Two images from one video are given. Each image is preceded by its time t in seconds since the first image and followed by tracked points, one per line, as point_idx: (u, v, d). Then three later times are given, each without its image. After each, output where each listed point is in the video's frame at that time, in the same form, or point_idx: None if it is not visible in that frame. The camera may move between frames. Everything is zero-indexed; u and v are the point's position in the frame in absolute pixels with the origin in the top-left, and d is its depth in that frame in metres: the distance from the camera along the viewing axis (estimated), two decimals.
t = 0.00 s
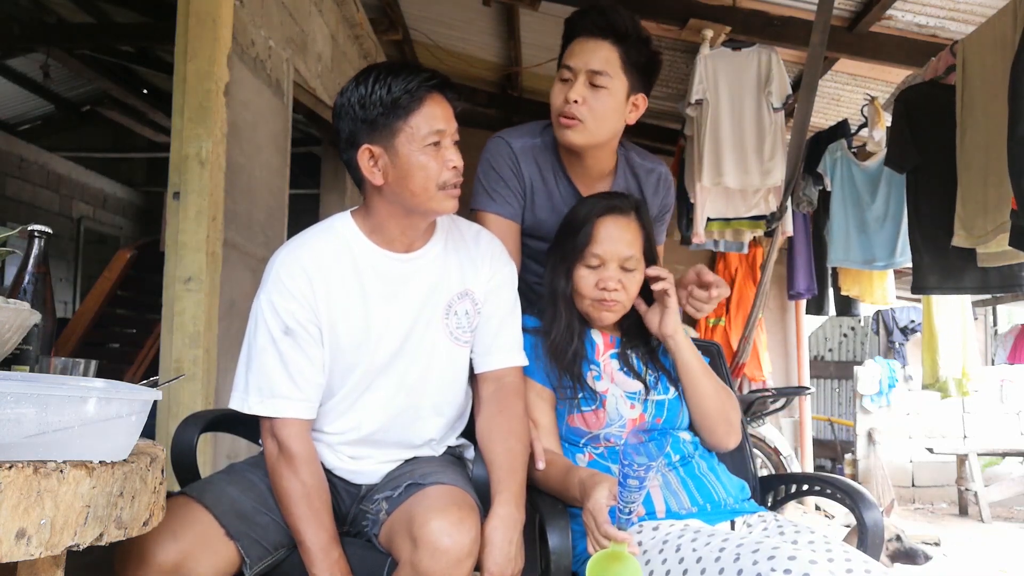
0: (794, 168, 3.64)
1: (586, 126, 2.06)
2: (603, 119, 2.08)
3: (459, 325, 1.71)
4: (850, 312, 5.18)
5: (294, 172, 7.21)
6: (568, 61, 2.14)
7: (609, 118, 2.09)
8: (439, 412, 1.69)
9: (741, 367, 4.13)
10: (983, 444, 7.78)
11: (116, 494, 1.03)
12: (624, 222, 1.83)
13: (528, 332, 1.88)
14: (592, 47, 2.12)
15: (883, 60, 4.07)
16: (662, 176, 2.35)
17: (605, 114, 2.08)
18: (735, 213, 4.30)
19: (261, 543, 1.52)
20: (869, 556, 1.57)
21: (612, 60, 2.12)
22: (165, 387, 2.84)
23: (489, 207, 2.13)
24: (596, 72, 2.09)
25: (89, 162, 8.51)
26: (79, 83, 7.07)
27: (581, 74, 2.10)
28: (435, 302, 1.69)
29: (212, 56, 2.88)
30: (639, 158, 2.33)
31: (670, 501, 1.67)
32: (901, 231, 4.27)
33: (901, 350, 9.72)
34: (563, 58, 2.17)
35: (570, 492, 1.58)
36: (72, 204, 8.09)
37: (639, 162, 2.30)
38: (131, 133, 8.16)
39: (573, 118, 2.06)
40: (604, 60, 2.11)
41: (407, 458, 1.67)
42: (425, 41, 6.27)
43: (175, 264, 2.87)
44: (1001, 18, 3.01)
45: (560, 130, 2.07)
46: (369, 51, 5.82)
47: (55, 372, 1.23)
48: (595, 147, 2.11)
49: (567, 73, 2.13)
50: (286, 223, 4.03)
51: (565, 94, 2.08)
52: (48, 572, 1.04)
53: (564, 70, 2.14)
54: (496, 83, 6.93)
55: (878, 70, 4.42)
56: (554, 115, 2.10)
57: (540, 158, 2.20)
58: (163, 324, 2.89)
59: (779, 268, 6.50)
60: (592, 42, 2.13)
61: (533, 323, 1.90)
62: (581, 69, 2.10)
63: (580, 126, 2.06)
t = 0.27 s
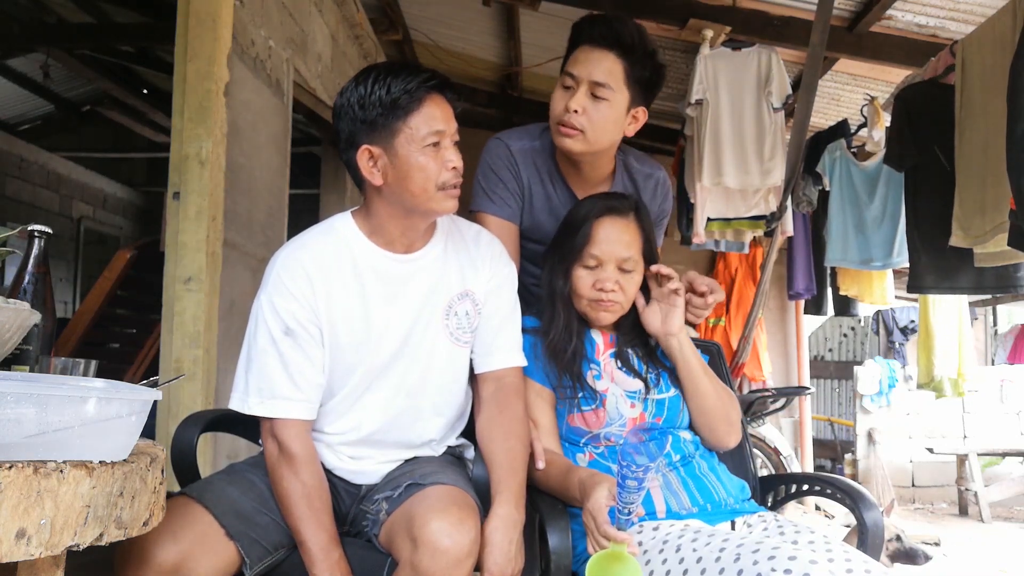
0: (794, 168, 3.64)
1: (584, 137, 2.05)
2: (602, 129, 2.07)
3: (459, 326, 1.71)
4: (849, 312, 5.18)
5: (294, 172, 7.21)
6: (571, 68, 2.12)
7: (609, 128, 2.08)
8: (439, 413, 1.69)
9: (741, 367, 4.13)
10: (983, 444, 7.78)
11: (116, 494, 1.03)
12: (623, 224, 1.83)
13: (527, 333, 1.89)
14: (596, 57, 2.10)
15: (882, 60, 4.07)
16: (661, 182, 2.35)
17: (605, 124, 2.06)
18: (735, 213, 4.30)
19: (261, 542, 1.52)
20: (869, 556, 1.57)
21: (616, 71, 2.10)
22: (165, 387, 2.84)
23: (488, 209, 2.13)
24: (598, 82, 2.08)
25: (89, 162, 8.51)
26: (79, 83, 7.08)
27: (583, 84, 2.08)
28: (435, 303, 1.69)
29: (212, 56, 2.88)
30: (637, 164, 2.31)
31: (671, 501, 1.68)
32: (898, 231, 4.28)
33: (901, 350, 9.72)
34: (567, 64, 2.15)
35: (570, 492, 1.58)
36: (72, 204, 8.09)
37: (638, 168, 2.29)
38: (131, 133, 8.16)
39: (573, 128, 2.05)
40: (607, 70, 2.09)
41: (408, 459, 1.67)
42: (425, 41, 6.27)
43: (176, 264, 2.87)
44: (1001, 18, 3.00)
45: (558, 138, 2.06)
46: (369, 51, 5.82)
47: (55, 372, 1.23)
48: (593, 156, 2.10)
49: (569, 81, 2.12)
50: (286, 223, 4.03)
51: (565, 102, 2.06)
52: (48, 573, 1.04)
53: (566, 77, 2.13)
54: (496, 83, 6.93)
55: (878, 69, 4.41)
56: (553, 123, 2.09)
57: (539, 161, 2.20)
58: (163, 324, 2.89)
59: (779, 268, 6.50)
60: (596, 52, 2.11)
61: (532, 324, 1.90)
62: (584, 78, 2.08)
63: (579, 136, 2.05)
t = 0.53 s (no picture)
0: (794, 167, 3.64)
1: (582, 143, 2.05)
2: (600, 136, 2.07)
3: (459, 325, 1.71)
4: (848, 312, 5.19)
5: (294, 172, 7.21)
6: (570, 75, 2.12)
7: (606, 136, 2.08)
8: (438, 412, 1.69)
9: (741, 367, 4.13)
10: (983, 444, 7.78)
11: (116, 494, 1.03)
12: (621, 224, 1.83)
13: (527, 333, 1.89)
14: (597, 65, 2.10)
15: (882, 60, 4.07)
16: (660, 191, 2.36)
17: (603, 131, 2.06)
18: (734, 213, 4.30)
19: (261, 542, 1.52)
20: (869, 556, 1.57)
21: (615, 79, 2.10)
22: (165, 387, 2.84)
23: (489, 209, 2.13)
24: (597, 90, 2.08)
25: (89, 162, 8.52)
26: (79, 83, 7.08)
27: (582, 91, 2.08)
28: (436, 303, 1.69)
29: (212, 56, 2.88)
30: (634, 171, 2.32)
31: (671, 501, 1.67)
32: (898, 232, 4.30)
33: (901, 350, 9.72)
34: (566, 71, 2.15)
35: (571, 492, 1.58)
36: (72, 204, 8.09)
37: (636, 176, 2.29)
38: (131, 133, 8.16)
39: (570, 134, 2.05)
40: (607, 79, 2.09)
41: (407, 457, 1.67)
42: (425, 41, 6.27)
43: (176, 264, 2.87)
44: (1000, 18, 3.00)
45: (556, 143, 2.06)
46: (370, 51, 5.81)
47: (55, 372, 1.23)
48: (589, 163, 2.10)
49: (568, 87, 2.11)
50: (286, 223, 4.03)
51: (563, 108, 2.06)
52: (48, 572, 1.04)
53: (565, 84, 2.13)
54: (495, 83, 6.93)
55: (878, 69, 4.41)
56: (551, 128, 2.08)
57: (539, 166, 2.20)
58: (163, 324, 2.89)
59: (779, 268, 6.50)
60: (597, 60, 2.11)
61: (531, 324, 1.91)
62: (583, 86, 2.08)
63: (576, 142, 2.04)
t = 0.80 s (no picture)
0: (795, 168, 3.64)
1: (621, 163, 2.02)
2: (642, 155, 2.02)
3: (409, 306, 1.75)
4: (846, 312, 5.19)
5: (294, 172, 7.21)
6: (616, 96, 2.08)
7: (648, 156, 2.02)
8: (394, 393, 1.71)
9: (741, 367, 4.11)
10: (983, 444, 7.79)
11: (116, 494, 1.03)
12: (631, 225, 1.81)
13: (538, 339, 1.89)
14: (644, 84, 2.07)
15: (883, 60, 4.06)
16: (717, 213, 2.18)
17: (647, 148, 2.01)
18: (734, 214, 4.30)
19: (237, 529, 1.53)
20: None
21: (657, 104, 2.05)
22: (165, 387, 2.84)
23: (522, 203, 2.07)
24: (638, 112, 2.03)
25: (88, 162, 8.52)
26: (79, 83, 7.07)
27: (623, 110, 2.05)
28: (383, 286, 1.75)
29: (212, 55, 2.88)
30: (695, 189, 2.18)
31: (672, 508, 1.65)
32: (898, 233, 4.32)
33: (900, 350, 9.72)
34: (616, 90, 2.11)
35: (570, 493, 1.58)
36: (72, 204, 8.09)
37: (691, 200, 2.15)
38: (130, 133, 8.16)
39: (610, 154, 2.03)
40: (650, 103, 2.04)
41: (367, 442, 1.67)
42: (425, 41, 6.28)
43: (176, 263, 2.87)
44: (995, 17, 2.98)
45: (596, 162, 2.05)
46: (370, 51, 5.81)
47: (55, 372, 1.23)
48: (636, 181, 2.05)
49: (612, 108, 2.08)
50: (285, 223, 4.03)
51: (603, 127, 2.03)
52: (48, 572, 1.04)
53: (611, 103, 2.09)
54: (495, 83, 6.93)
55: (878, 69, 4.41)
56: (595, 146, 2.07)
57: (591, 181, 2.13)
58: (163, 324, 2.89)
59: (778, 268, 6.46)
60: (645, 79, 2.07)
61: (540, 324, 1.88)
62: (625, 107, 2.05)
63: (615, 162, 2.02)
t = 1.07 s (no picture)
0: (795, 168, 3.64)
1: (616, 165, 2.03)
2: (636, 158, 2.03)
3: (412, 309, 1.75)
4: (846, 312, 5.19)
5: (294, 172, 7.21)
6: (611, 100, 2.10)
7: (643, 159, 2.03)
8: (397, 396, 1.71)
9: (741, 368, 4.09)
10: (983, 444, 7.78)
11: (115, 494, 1.03)
12: (631, 225, 1.80)
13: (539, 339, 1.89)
14: (636, 86, 2.08)
15: (883, 60, 4.07)
16: (716, 214, 2.18)
17: (642, 150, 2.02)
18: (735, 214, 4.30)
19: (239, 524, 1.53)
20: None
21: (652, 107, 2.05)
22: (165, 386, 2.84)
23: (522, 207, 2.07)
24: (631, 115, 2.04)
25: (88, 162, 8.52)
26: (80, 83, 7.07)
27: (617, 113, 2.06)
28: (387, 288, 1.76)
29: (212, 55, 2.88)
30: (693, 190, 2.18)
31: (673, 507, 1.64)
32: (901, 232, 4.31)
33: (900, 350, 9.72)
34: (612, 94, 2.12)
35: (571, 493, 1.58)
36: (72, 204, 8.09)
37: (690, 201, 2.15)
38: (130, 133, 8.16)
39: (605, 157, 2.04)
40: (644, 106, 2.05)
41: (368, 444, 1.67)
42: (425, 41, 6.28)
43: (176, 263, 2.87)
44: (995, 17, 2.98)
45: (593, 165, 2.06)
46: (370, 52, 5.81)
47: (55, 372, 1.23)
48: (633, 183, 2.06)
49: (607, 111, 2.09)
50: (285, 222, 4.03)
51: (598, 131, 2.05)
52: (48, 572, 1.05)
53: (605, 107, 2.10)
54: (495, 83, 6.93)
55: (878, 69, 4.41)
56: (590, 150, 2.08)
57: (590, 183, 2.12)
58: (163, 324, 2.89)
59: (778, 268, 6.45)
60: (636, 82, 2.08)
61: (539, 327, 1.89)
62: (618, 110, 2.06)
63: (610, 165, 2.03)
